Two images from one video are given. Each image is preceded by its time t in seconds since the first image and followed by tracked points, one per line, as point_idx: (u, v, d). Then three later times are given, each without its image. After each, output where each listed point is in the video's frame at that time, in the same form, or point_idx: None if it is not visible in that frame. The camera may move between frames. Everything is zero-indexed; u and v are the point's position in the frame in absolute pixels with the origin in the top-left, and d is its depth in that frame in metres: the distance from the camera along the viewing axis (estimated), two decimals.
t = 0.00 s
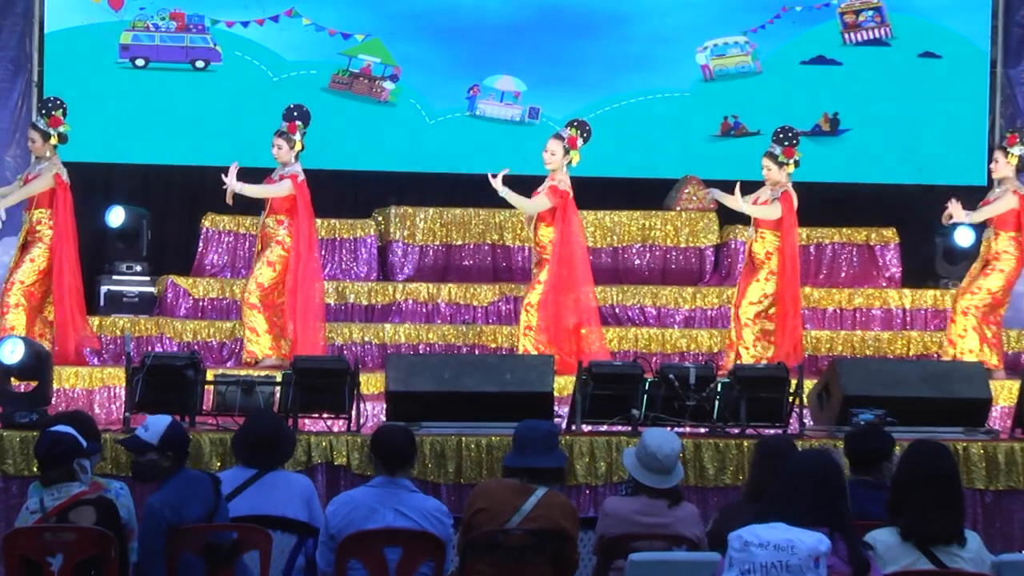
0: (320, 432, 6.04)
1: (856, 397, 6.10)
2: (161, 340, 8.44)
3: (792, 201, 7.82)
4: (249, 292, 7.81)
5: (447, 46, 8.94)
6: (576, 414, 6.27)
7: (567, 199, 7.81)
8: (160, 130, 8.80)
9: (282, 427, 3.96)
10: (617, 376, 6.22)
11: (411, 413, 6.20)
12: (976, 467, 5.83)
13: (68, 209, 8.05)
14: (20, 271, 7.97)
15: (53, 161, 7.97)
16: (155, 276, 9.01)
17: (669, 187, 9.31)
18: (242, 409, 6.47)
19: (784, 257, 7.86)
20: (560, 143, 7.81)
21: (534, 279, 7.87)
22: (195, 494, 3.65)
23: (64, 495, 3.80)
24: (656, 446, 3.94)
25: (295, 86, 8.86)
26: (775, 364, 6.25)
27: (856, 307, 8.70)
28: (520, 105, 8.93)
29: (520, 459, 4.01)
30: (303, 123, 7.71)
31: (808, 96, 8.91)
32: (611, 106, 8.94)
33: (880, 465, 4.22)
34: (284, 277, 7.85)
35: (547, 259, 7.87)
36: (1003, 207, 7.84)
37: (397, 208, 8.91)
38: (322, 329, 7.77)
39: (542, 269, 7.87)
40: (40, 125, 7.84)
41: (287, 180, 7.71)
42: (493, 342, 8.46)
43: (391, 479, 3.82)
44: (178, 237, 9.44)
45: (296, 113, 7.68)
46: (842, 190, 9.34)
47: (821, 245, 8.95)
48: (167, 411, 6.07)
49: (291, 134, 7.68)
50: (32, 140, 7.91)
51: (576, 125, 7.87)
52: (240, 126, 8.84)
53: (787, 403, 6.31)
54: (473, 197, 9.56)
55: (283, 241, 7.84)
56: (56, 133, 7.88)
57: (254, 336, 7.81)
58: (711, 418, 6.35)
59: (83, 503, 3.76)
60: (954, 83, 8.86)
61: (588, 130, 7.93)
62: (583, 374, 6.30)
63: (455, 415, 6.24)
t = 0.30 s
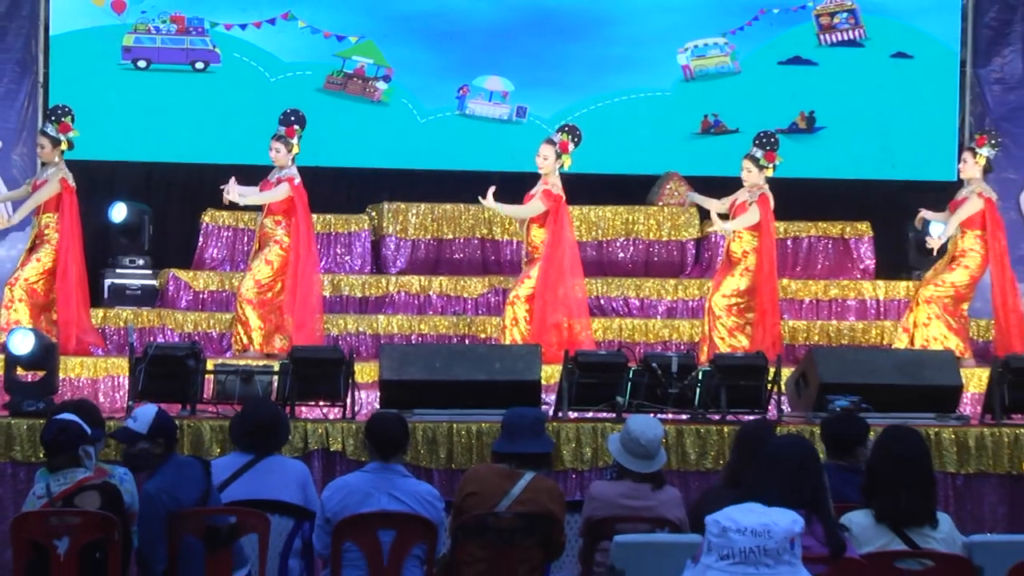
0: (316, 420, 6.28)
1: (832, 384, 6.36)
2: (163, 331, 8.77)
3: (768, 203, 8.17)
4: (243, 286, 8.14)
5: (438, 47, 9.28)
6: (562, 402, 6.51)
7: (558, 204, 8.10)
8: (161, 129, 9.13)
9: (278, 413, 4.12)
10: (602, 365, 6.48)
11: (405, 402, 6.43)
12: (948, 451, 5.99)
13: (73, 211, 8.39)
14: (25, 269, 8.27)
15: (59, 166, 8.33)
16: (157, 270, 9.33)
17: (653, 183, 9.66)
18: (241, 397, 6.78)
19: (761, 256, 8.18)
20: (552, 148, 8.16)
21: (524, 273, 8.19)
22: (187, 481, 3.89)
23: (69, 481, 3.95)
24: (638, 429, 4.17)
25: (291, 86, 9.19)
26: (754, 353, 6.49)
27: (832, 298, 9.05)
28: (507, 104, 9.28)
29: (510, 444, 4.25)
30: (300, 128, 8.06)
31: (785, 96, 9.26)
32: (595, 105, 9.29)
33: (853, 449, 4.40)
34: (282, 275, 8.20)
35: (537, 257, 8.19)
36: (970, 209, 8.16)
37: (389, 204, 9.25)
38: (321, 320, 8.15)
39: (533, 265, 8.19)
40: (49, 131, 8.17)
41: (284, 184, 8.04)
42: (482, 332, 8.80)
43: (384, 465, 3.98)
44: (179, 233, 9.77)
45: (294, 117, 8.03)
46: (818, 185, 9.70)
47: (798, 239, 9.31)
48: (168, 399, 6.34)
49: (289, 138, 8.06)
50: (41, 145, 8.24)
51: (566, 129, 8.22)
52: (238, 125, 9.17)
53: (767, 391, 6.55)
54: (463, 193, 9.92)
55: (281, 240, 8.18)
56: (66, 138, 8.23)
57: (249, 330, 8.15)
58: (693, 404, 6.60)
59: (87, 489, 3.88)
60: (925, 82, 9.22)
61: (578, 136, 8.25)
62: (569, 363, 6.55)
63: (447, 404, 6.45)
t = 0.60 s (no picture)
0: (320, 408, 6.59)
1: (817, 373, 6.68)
2: (173, 323, 9.12)
3: (755, 201, 8.46)
4: (250, 279, 8.48)
5: (436, 49, 9.64)
6: (558, 390, 6.81)
7: (554, 199, 8.44)
8: (170, 128, 9.49)
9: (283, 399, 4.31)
10: (596, 355, 6.77)
11: (406, 391, 6.74)
12: (928, 437, 6.30)
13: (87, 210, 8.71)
14: (39, 264, 8.63)
15: (73, 165, 8.65)
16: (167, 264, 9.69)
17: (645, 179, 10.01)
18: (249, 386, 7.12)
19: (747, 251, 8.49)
20: (550, 148, 8.49)
21: (523, 267, 8.49)
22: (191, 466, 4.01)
23: (84, 467, 4.06)
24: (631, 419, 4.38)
25: (296, 87, 9.54)
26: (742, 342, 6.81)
27: (817, 289, 9.39)
28: (504, 104, 9.62)
29: (508, 431, 4.40)
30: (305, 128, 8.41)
31: (771, 95, 9.61)
32: (588, 104, 9.65)
33: (839, 436, 4.44)
34: (289, 269, 8.55)
35: (535, 253, 8.52)
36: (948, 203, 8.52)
37: (391, 200, 9.60)
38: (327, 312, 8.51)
39: (530, 261, 8.50)
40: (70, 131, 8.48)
41: (288, 181, 8.41)
42: (481, 323, 9.15)
43: (387, 451, 4.12)
44: (188, 228, 10.13)
45: (298, 118, 8.40)
46: (805, 180, 10.05)
47: (784, 233, 9.68)
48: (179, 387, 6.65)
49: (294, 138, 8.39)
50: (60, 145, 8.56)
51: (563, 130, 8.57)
52: (245, 124, 9.52)
53: (756, 379, 6.85)
54: (462, 189, 10.27)
55: (287, 236, 8.52)
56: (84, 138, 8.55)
57: (256, 321, 8.50)
58: (683, 392, 6.93)
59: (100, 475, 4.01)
60: (906, 82, 9.58)
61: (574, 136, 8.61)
62: (564, 353, 6.80)
63: (448, 392, 6.76)
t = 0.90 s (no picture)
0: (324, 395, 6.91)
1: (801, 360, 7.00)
2: (181, 313, 9.47)
3: (739, 192, 8.79)
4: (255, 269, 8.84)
5: (435, 49, 9.98)
6: (552, 376, 7.12)
7: (547, 188, 8.78)
8: (178, 125, 9.83)
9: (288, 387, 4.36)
10: (588, 343, 7.07)
11: (406, 378, 7.08)
12: (908, 422, 6.60)
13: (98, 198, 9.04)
14: (52, 251, 8.97)
15: (86, 154, 9.00)
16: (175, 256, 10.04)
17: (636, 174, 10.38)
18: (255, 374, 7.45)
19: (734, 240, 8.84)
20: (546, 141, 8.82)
21: (520, 255, 8.87)
22: (195, 452, 4.07)
23: (95, 452, 4.29)
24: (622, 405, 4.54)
25: (300, 86, 9.89)
26: (729, 332, 7.10)
27: (801, 280, 9.74)
28: (500, 101, 9.97)
29: (503, 417, 4.62)
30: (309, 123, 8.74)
31: (758, 93, 9.98)
32: (581, 102, 10.00)
33: (824, 421, 4.52)
34: (292, 259, 8.91)
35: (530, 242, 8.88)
36: (927, 184, 8.86)
37: (391, 194, 9.95)
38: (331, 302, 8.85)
39: (526, 250, 8.88)
40: (85, 121, 8.81)
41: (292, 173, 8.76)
42: (478, 313, 9.49)
43: (387, 437, 4.22)
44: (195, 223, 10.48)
45: (303, 114, 8.71)
46: (790, 175, 10.41)
47: (770, 225, 10.05)
48: (186, 376, 6.92)
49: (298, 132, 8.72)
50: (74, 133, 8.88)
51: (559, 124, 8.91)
52: (250, 122, 9.89)
53: (743, 365, 7.17)
54: (460, 185, 10.62)
55: (290, 227, 8.87)
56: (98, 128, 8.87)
57: (260, 310, 8.81)
58: (672, 378, 7.22)
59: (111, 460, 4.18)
60: (888, 80, 9.94)
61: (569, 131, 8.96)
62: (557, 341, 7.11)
63: (447, 379, 7.10)
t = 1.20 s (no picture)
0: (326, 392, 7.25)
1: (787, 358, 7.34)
2: (189, 313, 9.81)
3: (726, 187, 9.11)
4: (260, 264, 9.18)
5: (435, 58, 10.35)
6: (547, 373, 7.46)
7: (543, 185, 9.11)
8: (185, 131, 10.18)
9: (292, 385, 4.67)
10: (582, 341, 7.41)
11: (405, 375, 7.43)
12: (890, 417, 6.95)
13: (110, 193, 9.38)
14: (61, 240, 9.30)
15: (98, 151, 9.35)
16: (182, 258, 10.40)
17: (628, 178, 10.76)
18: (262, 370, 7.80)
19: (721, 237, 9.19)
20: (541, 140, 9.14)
21: (517, 253, 9.21)
22: (204, 446, 4.31)
23: (106, 449, 4.45)
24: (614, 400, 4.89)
25: (303, 93, 10.26)
26: (717, 330, 7.50)
27: (786, 280, 10.11)
28: (496, 108, 10.35)
29: (499, 412, 4.98)
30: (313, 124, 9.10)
31: (744, 99, 10.36)
32: (574, 109, 10.36)
33: (807, 416, 4.82)
34: (296, 255, 9.26)
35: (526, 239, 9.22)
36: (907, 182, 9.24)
37: (391, 198, 10.32)
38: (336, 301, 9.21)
39: (523, 247, 9.22)
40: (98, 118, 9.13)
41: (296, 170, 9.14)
42: (475, 312, 9.83)
43: (387, 431, 4.45)
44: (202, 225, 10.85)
45: (308, 115, 9.08)
46: (776, 179, 10.79)
47: (757, 227, 10.43)
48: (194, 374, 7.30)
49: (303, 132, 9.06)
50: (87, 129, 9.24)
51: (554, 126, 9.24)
52: (255, 128, 10.25)
53: (730, 362, 7.52)
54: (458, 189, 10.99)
55: (294, 224, 9.25)
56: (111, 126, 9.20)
57: (263, 305, 9.17)
58: (663, 375, 7.56)
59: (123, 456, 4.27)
60: (869, 87, 10.36)
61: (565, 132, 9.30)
62: (552, 340, 7.45)
63: (447, 374, 7.46)
